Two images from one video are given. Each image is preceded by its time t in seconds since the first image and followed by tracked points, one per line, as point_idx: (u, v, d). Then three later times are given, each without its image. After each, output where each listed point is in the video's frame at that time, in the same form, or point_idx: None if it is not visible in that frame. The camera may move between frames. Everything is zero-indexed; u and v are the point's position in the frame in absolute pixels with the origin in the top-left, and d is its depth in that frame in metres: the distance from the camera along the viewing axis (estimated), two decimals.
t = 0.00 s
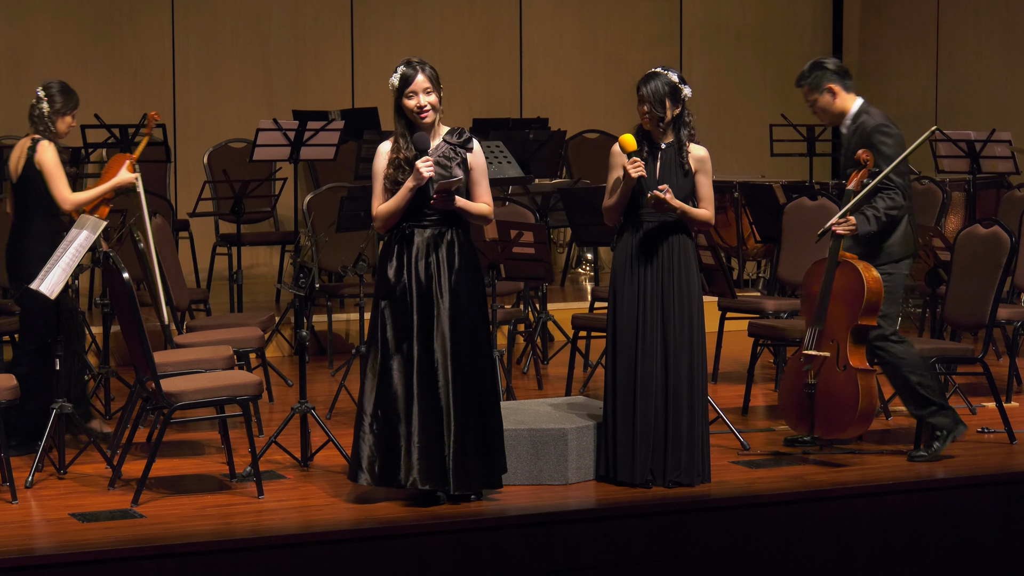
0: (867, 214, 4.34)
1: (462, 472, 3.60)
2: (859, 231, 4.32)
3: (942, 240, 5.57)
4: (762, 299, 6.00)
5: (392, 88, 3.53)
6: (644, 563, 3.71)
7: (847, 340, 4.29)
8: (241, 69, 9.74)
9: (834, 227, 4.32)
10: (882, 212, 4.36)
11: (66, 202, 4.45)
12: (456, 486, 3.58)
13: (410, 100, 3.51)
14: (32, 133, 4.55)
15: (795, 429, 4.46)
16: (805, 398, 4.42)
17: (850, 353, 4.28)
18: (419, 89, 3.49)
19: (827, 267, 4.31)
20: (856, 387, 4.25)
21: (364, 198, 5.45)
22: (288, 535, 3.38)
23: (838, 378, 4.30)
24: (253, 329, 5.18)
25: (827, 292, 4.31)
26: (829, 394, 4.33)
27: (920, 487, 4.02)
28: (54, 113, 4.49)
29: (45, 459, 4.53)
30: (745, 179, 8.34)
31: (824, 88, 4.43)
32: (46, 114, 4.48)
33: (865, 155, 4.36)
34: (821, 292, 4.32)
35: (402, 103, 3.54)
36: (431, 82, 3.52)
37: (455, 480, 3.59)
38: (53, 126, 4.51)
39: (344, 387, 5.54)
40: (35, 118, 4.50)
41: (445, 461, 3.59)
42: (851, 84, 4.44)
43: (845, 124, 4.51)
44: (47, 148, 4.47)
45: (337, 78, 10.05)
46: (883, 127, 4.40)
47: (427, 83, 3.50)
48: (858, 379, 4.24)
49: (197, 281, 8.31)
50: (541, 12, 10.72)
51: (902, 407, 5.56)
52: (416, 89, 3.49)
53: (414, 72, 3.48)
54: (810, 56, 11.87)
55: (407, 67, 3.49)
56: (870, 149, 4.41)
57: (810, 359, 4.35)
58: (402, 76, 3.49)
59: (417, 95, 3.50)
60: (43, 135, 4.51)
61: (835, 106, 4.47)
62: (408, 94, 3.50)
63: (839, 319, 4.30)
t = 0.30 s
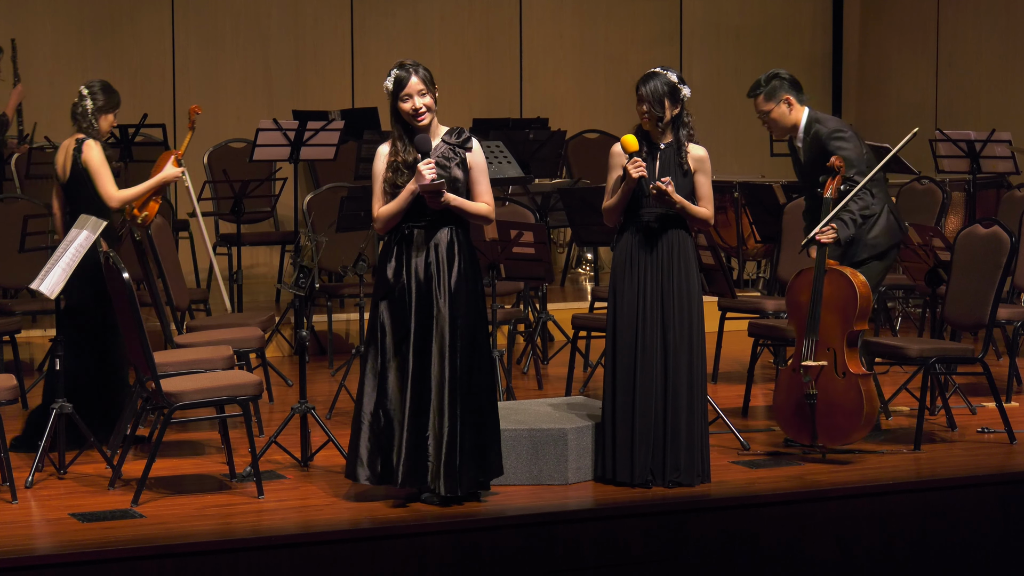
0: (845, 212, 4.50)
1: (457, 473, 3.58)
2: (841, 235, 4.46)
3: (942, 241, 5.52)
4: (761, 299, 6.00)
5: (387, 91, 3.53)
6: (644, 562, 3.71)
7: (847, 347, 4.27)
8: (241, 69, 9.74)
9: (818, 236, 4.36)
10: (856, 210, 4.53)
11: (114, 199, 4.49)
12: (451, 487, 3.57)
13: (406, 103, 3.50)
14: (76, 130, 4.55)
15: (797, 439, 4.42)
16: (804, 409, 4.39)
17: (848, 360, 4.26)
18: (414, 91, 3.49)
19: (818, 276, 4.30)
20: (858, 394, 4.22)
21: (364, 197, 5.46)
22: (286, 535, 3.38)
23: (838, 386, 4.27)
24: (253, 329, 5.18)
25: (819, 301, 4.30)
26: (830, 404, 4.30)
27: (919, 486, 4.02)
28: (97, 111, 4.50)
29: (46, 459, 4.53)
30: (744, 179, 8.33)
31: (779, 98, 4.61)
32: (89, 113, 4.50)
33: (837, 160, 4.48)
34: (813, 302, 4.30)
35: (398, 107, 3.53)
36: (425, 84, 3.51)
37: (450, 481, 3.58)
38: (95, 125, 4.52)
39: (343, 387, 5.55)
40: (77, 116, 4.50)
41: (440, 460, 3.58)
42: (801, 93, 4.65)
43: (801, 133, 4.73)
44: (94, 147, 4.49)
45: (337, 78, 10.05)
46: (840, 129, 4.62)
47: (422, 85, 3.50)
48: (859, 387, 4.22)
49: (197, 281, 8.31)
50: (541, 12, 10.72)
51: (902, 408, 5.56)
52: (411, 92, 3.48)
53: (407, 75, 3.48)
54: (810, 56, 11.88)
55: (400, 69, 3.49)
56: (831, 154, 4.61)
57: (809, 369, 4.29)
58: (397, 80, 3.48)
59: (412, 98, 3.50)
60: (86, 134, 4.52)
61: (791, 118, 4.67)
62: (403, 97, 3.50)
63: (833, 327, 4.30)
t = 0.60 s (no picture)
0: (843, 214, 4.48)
1: (459, 474, 3.59)
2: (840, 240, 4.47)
3: (942, 240, 5.48)
4: (761, 299, 6.00)
5: (388, 92, 3.53)
6: (645, 562, 3.71)
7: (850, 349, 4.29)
8: (241, 69, 9.74)
9: (820, 241, 4.35)
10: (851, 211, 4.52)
11: (155, 193, 4.53)
12: (452, 488, 3.58)
13: (410, 104, 3.50)
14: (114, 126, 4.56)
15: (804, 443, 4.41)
16: (811, 412, 4.38)
17: (855, 363, 4.28)
18: (418, 92, 3.49)
19: (823, 281, 4.29)
20: (867, 398, 4.24)
21: (365, 197, 5.47)
22: (286, 535, 3.38)
23: (846, 389, 4.29)
24: (252, 329, 5.18)
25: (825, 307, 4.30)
26: (838, 408, 4.31)
27: (919, 486, 4.02)
28: (136, 109, 4.56)
29: (46, 459, 4.53)
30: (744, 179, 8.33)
31: (766, 105, 4.63)
32: (128, 109, 4.53)
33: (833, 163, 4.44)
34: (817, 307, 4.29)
35: (401, 107, 3.54)
36: (429, 85, 3.52)
37: (452, 481, 3.58)
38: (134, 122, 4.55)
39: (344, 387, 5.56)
40: (115, 113, 4.54)
41: (441, 461, 3.58)
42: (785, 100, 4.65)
43: (788, 141, 4.70)
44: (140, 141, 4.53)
45: (337, 78, 10.05)
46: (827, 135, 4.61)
47: (425, 86, 3.50)
48: (868, 390, 4.24)
49: (197, 281, 8.32)
50: (541, 12, 10.72)
51: (902, 408, 5.56)
52: (415, 93, 3.48)
53: (410, 75, 3.48)
54: (810, 56, 11.89)
55: (402, 69, 3.49)
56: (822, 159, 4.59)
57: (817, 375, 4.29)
58: (399, 80, 3.48)
59: (416, 98, 3.50)
60: (127, 130, 4.54)
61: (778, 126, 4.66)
62: (407, 97, 3.50)
63: (839, 331, 4.29)
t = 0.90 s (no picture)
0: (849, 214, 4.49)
1: (465, 474, 3.60)
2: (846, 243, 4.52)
3: (942, 240, 5.51)
4: (761, 299, 6.00)
5: (393, 90, 3.54)
6: (645, 562, 3.71)
7: (852, 350, 4.29)
8: (241, 69, 9.74)
9: (829, 244, 4.30)
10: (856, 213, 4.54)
11: (211, 198, 4.58)
12: (459, 488, 3.59)
13: (417, 103, 3.51)
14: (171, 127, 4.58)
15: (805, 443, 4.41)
16: (815, 413, 4.37)
17: (860, 365, 4.28)
18: (425, 91, 3.50)
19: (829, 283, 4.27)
20: (871, 399, 4.26)
21: (365, 197, 5.47)
22: (286, 535, 3.37)
23: (850, 391, 4.30)
24: (252, 329, 5.18)
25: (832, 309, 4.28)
26: (842, 408, 4.32)
27: (918, 486, 4.02)
28: (193, 114, 4.58)
29: (46, 459, 4.53)
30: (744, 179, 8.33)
31: (769, 119, 4.60)
32: (186, 114, 4.56)
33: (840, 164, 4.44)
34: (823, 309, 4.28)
35: (407, 106, 3.54)
36: (436, 85, 3.54)
37: (459, 482, 3.59)
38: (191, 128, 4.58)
39: (344, 387, 5.56)
40: (171, 117, 4.54)
41: (448, 461, 3.59)
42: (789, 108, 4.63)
43: (795, 148, 4.70)
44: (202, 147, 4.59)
45: (337, 77, 10.05)
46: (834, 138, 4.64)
47: (433, 86, 3.52)
48: (873, 390, 4.26)
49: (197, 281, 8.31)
50: (541, 12, 10.72)
51: (902, 407, 5.56)
52: (423, 92, 3.50)
53: (419, 75, 3.50)
54: (810, 56, 11.89)
55: (411, 68, 3.51)
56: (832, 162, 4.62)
57: (823, 377, 4.28)
58: (407, 79, 3.50)
59: (423, 98, 3.51)
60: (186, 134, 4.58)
61: (786, 134, 4.65)
62: (415, 97, 3.51)
63: (844, 333, 4.29)
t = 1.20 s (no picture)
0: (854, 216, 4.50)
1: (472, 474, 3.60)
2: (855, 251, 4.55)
3: (942, 241, 5.58)
4: (761, 299, 6.00)
5: (405, 88, 3.55)
6: (644, 562, 3.71)
7: (853, 350, 4.29)
8: (241, 69, 9.74)
9: (834, 245, 4.30)
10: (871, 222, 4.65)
11: (235, 196, 4.62)
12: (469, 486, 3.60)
13: (429, 104, 3.55)
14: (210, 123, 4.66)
15: (807, 444, 4.40)
16: (816, 413, 4.37)
17: (863, 367, 4.27)
18: (441, 94, 3.55)
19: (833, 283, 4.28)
20: (874, 401, 4.25)
21: (365, 198, 5.47)
22: (285, 535, 3.37)
23: (852, 392, 4.29)
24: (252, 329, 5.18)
25: (835, 311, 4.29)
26: (843, 409, 4.31)
27: (919, 486, 4.02)
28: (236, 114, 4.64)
29: (46, 459, 4.53)
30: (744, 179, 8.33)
31: (779, 138, 4.61)
32: (228, 112, 4.62)
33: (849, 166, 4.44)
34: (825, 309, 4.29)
35: (419, 105, 3.57)
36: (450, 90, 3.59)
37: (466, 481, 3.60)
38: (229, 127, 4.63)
39: (344, 387, 5.56)
40: (211, 112, 4.61)
41: (455, 462, 3.59)
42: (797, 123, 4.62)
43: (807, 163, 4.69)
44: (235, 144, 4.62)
45: (337, 77, 10.06)
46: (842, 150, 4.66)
47: (447, 90, 3.57)
48: (874, 392, 4.25)
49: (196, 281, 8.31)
50: (540, 12, 10.72)
51: (902, 408, 5.57)
52: (439, 94, 3.54)
53: (438, 77, 3.55)
54: (810, 57, 11.89)
55: (429, 69, 3.56)
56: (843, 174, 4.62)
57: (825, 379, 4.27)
58: (424, 78, 3.53)
59: (437, 99, 3.56)
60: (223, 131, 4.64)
61: (796, 150, 4.64)
62: (428, 97, 3.55)
63: (847, 334, 4.30)
